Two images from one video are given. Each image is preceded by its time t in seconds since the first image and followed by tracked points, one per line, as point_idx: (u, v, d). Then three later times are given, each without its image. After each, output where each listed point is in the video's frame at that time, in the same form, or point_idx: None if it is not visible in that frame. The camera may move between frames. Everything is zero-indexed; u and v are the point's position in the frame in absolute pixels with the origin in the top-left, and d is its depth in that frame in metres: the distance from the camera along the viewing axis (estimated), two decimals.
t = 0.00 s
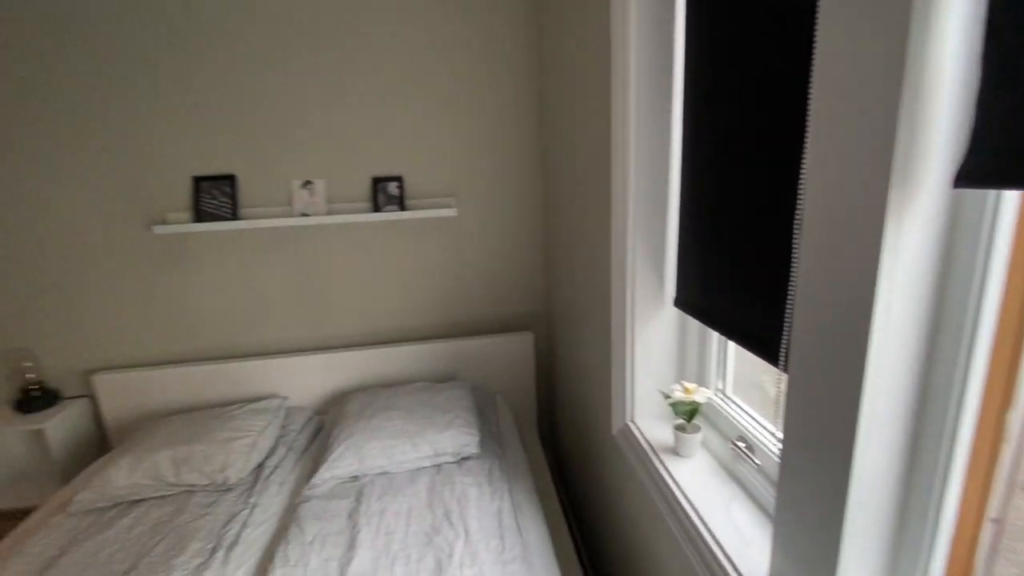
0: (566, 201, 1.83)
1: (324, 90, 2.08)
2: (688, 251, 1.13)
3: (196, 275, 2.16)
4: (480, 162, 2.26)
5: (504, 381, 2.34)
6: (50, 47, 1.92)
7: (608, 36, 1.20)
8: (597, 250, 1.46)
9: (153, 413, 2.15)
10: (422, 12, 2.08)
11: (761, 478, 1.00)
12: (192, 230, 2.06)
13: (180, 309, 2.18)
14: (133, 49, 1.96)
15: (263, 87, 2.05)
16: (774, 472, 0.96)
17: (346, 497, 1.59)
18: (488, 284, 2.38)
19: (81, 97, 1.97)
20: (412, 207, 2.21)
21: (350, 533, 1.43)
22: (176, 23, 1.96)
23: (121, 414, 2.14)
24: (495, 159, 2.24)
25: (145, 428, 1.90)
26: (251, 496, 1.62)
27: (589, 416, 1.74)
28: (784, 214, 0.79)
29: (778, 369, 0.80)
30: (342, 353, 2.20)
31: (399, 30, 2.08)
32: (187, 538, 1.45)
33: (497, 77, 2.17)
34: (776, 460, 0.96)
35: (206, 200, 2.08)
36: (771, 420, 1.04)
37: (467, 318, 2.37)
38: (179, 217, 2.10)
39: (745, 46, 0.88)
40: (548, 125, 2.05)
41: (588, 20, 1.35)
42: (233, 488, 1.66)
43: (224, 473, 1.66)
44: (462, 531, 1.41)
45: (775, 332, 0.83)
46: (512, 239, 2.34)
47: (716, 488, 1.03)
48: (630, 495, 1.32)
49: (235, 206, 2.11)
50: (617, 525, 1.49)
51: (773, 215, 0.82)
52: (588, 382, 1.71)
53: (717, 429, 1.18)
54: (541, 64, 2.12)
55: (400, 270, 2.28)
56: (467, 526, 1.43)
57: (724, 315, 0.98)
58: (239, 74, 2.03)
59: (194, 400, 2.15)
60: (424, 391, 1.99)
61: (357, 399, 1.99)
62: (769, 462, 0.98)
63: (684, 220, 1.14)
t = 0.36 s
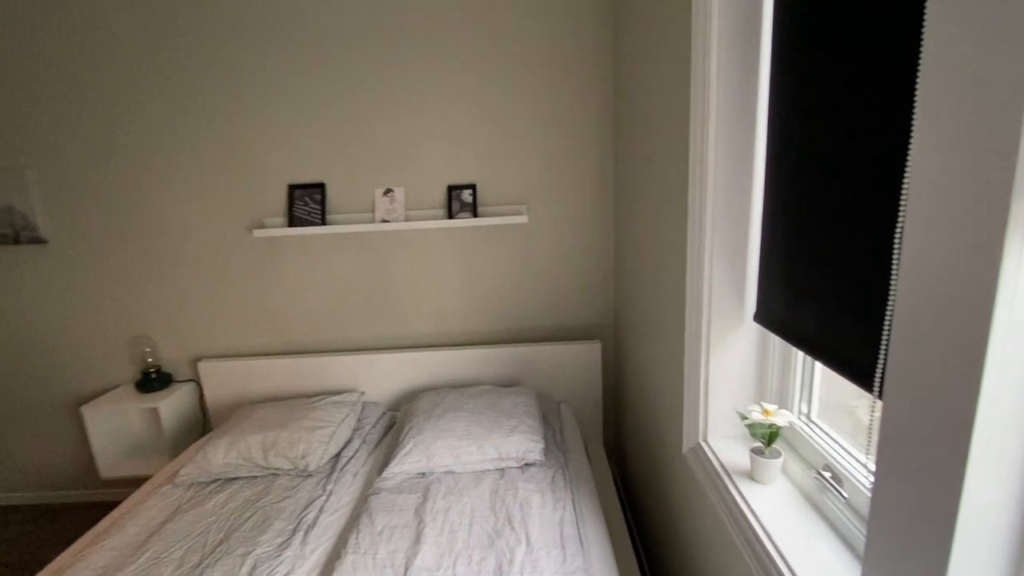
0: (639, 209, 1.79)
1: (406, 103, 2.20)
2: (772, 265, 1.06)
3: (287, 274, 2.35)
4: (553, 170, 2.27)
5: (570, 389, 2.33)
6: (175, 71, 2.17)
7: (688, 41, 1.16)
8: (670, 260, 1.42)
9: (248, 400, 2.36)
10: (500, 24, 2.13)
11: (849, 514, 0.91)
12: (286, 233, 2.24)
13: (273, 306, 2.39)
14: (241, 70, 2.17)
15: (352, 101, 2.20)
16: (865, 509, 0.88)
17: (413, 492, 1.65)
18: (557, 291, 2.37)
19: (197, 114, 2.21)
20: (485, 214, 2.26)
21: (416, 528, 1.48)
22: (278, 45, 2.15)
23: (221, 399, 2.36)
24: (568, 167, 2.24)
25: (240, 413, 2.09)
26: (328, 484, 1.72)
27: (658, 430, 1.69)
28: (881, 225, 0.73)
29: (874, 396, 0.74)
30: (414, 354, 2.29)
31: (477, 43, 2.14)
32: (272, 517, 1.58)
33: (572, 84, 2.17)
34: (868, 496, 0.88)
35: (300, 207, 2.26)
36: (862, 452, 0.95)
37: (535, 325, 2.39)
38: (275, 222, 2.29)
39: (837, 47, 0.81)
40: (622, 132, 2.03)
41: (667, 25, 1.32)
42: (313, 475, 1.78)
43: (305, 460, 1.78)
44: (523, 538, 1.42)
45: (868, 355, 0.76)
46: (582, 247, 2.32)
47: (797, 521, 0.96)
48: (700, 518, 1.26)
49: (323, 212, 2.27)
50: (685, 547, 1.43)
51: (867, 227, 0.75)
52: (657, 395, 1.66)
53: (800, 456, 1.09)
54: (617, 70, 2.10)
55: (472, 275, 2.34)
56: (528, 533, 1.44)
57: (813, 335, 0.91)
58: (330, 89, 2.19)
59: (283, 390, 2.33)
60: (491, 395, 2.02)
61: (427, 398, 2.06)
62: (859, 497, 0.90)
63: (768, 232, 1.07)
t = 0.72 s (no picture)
0: (692, 216, 1.75)
1: (457, 108, 2.23)
2: (839, 277, 1.01)
3: (340, 275, 2.43)
4: (602, 175, 2.24)
5: (614, 398, 2.29)
6: (242, 79, 2.29)
7: (753, 45, 1.13)
8: (727, 269, 1.37)
9: (299, 394, 2.45)
10: (553, 29, 2.13)
11: (924, 547, 0.85)
12: (340, 235, 2.32)
13: (326, 304, 2.48)
14: (303, 78, 2.27)
15: (406, 106, 2.25)
16: (943, 543, 0.82)
17: (456, 493, 1.66)
18: (603, 298, 2.34)
19: (262, 120, 2.33)
20: (533, 220, 2.27)
21: (458, 529, 1.49)
22: (338, 53, 2.23)
23: (274, 392, 2.47)
24: (618, 173, 2.22)
25: (292, 406, 2.18)
26: (374, 480, 1.77)
27: (707, 446, 1.63)
28: (970, 238, 0.68)
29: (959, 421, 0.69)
30: (459, 355, 2.32)
31: (530, 49, 2.16)
32: (321, 509, 1.63)
33: (625, 89, 2.15)
34: (946, 529, 0.81)
35: (353, 210, 2.34)
36: (939, 481, 0.88)
37: (580, 332, 2.37)
38: (330, 223, 2.38)
39: (923, 47, 0.76)
40: (676, 138, 1.99)
41: (730, 28, 1.29)
42: (360, 470, 1.83)
43: (352, 455, 1.83)
44: (566, 547, 1.40)
45: (954, 376, 0.71)
46: (631, 254, 2.29)
47: (864, 549, 0.90)
48: (753, 539, 1.21)
49: (376, 215, 2.34)
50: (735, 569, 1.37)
51: (953, 240, 0.70)
52: (708, 408, 1.61)
53: (867, 482, 1.03)
54: (671, 75, 2.06)
55: (518, 280, 2.35)
56: (571, 543, 1.42)
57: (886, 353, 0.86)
58: (386, 96, 2.25)
59: (332, 386, 2.41)
60: (534, 401, 2.02)
61: (470, 401, 2.07)
62: (935, 529, 0.83)
63: (835, 243, 1.02)
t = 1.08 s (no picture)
0: (728, 225, 1.72)
1: (492, 113, 2.25)
2: (882, 290, 0.97)
3: (373, 275, 2.49)
4: (635, 181, 2.22)
5: (642, 407, 2.26)
6: (285, 83, 2.38)
7: (795, 50, 1.10)
8: (763, 279, 1.34)
9: (330, 390, 2.52)
10: (589, 35, 2.13)
11: None
12: (374, 236, 2.38)
13: (359, 303, 2.53)
14: (342, 82, 2.33)
15: (441, 111, 2.29)
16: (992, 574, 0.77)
17: (480, 494, 1.67)
18: (632, 305, 2.32)
19: (303, 123, 2.40)
20: (564, 224, 2.27)
21: (481, 530, 1.50)
22: (377, 58, 2.29)
23: (307, 387, 2.54)
24: (652, 179, 2.20)
25: (323, 401, 2.23)
26: (399, 477, 1.79)
27: (737, 459, 1.59)
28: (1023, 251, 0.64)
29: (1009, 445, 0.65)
30: (487, 358, 2.33)
31: (566, 53, 2.16)
32: (347, 503, 1.66)
33: (661, 94, 2.13)
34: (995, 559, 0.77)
35: (388, 212, 2.39)
36: (989, 508, 0.83)
37: (608, 338, 2.35)
38: (366, 224, 2.43)
39: (973, 51, 0.73)
40: (713, 144, 1.95)
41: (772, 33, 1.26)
42: (386, 467, 1.86)
43: (379, 452, 1.86)
44: (588, 555, 1.39)
45: (1006, 397, 0.67)
46: (663, 261, 2.26)
47: None
48: (783, 558, 1.17)
49: (409, 217, 2.39)
50: None
51: (1006, 252, 0.67)
52: (739, 421, 1.57)
53: (907, 504, 0.98)
54: (710, 81, 2.03)
55: (547, 284, 2.35)
56: (594, 551, 1.40)
57: (932, 370, 0.82)
58: (422, 100, 2.29)
59: (362, 384, 2.46)
60: (560, 405, 2.01)
61: (496, 403, 2.08)
62: (984, 559, 0.79)
63: (879, 254, 0.98)
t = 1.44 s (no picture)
0: (766, 232, 1.68)
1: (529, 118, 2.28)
2: (923, 304, 0.94)
3: (410, 275, 2.56)
4: (671, 186, 2.20)
5: (674, 415, 2.23)
6: (331, 90, 2.48)
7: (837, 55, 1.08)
8: (799, 289, 1.30)
9: (365, 385, 2.60)
10: (629, 40, 2.13)
11: None
12: (412, 237, 2.45)
13: (396, 302, 2.61)
14: (386, 88, 2.41)
15: (480, 115, 2.33)
16: None
17: (505, 494, 1.69)
18: (666, 312, 2.29)
19: (347, 127, 2.50)
20: (597, 229, 2.27)
21: (504, 529, 1.52)
22: (419, 64, 2.36)
23: (344, 382, 2.63)
24: (689, 185, 2.17)
25: (358, 396, 2.31)
26: (427, 473, 1.84)
27: (769, 473, 1.55)
28: None
29: None
30: (518, 360, 2.35)
31: (605, 59, 2.16)
32: (377, 495, 1.72)
33: (700, 99, 2.10)
34: None
35: (425, 214, 2.45)
36: None
37: (640, 345, 2.33)
38: (404, 226, 2.51)
39: (1020, 57, 0.70)
40: (753, 150, 1.91)
41: (814, 37, 1.23)
42: (416, 462, 1.91)
43: (409, 447, 1.91)
44: (611, 560, 1.38)
45: None
46: (699, 268, 2.22)
47: None
48: None
49: (445, 219, 2.44)
50: None
51: None
52: (771, 434, 1.53)
53: (946, 527, 0.94)
54: (751, 85, 1.99)
55: (580, 288, 2.35)
56: (617, 557, 1.39)
57: (973, 390, 0.79)
58: (461, 105, 2.34)
59: (396, 381, 2.53)
60: (588, 410, 2.00)
61: (525, 405, 2.10)
62: None
63: (920, 267, 0.95)
